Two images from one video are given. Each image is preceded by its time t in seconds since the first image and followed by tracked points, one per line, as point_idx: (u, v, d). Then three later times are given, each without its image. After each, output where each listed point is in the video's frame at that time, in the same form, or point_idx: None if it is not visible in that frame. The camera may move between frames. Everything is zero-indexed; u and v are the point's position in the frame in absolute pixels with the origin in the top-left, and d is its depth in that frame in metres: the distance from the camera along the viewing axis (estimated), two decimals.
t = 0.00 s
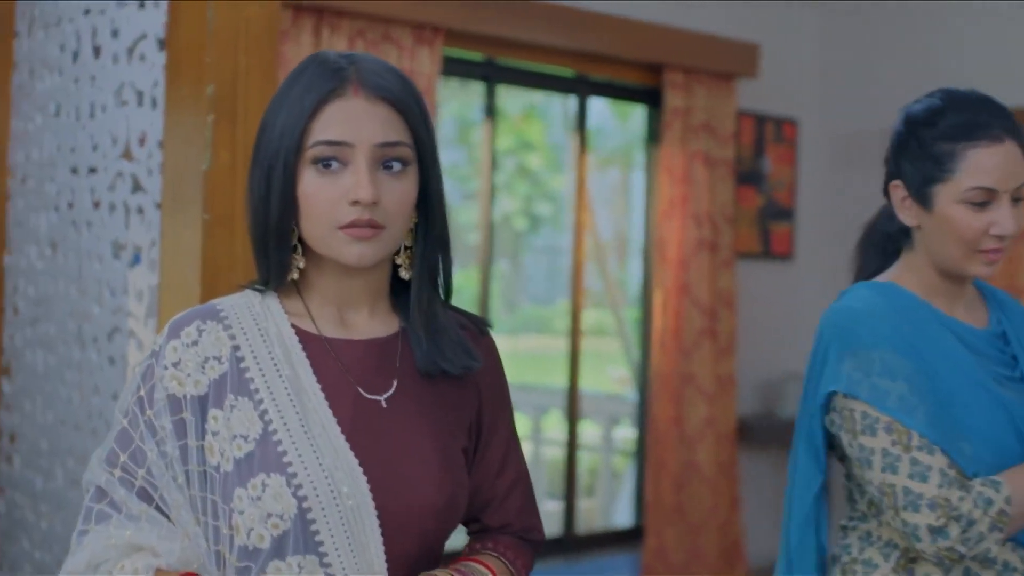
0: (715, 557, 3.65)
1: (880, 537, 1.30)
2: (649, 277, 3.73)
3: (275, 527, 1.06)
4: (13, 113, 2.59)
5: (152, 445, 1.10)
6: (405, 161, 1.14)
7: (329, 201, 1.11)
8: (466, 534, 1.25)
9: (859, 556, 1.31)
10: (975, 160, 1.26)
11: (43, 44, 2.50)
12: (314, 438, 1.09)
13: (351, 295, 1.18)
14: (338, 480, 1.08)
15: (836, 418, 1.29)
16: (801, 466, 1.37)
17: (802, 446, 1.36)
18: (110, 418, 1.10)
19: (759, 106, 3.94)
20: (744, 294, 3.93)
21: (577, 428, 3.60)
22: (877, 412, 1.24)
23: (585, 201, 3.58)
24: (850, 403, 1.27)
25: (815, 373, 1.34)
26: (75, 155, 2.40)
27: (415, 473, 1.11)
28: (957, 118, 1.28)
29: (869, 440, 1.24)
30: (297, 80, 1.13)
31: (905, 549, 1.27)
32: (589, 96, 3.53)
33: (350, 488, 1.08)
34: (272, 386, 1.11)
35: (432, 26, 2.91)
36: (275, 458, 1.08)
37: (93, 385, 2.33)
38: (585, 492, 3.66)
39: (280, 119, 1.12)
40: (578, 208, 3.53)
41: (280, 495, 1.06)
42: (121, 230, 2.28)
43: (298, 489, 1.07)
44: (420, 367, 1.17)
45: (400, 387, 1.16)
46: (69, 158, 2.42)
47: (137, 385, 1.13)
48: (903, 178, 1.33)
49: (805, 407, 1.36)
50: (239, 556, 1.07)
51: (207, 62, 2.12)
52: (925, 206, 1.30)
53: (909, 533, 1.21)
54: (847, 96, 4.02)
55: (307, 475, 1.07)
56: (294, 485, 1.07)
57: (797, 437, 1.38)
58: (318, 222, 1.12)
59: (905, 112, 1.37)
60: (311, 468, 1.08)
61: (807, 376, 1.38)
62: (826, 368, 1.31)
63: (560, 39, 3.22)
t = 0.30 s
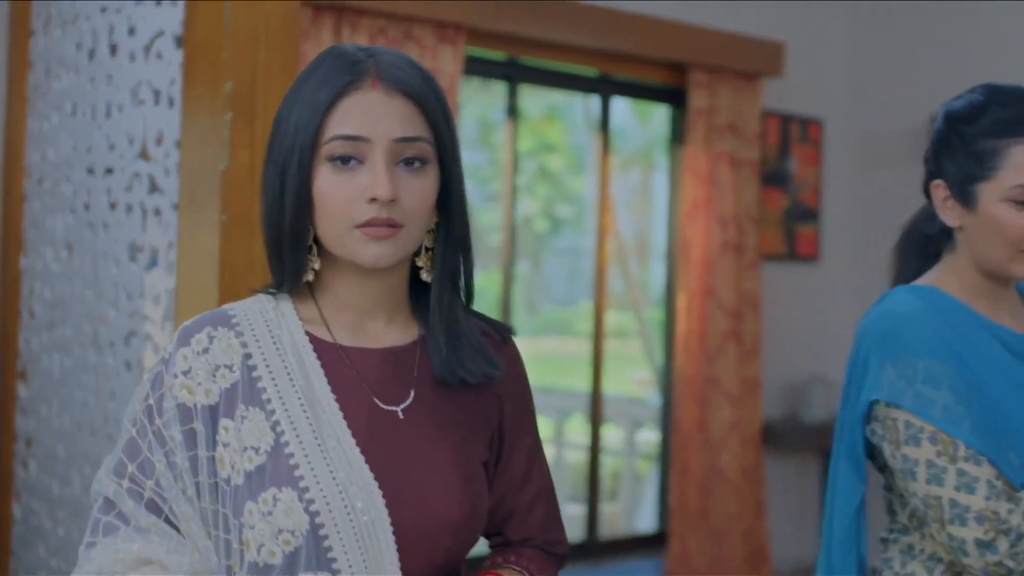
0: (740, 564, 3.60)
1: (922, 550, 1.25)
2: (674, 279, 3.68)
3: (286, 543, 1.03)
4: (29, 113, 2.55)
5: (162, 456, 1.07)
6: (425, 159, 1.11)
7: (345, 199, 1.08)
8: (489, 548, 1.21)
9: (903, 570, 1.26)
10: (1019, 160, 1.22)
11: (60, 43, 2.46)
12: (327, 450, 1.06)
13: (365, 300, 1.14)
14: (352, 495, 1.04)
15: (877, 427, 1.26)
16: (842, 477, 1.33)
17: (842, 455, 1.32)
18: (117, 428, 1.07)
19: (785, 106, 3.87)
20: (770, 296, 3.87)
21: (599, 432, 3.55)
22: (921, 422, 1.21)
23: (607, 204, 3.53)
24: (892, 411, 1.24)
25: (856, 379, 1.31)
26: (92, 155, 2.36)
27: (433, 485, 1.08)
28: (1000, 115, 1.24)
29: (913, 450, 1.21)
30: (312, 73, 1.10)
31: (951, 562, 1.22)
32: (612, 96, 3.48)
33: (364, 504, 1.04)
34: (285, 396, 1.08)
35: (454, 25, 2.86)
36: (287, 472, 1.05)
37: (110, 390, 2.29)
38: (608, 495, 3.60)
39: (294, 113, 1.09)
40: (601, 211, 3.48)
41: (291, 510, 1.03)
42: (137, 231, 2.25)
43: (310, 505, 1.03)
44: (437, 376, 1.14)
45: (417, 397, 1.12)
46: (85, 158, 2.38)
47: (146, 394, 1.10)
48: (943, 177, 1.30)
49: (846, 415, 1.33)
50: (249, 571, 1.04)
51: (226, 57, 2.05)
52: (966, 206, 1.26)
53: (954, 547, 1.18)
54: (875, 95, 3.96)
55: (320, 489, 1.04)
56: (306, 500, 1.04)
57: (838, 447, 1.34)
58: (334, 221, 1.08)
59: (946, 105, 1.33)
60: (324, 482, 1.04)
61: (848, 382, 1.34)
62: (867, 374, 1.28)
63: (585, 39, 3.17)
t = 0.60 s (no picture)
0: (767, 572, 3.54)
1: (967, 566, 1.19)
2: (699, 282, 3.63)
3: (301, 562, 0.99)
4: (46, 113, 2.52)
5: (172, 469, 1.03)
6: (446, 157, 1.06)
7: (363, 197, 1.03)
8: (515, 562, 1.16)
9: None
10: None
11: (77, 43, 2.42)
12: (342, 465, 1.02)
13: (383, 307, 1.10)
14: (369, 513, 1.01)
15: (920, 438, 1.21)
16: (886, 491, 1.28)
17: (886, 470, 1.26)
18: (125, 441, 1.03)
19: (812, 107, 3.80)
20: (797, 300, 3.80)
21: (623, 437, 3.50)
22: (968, 433, 1.16)
23: (632, 207, 3.47)
24: (937, 422, 1.18)
25: (898, 391, 1.26)
26: (108, 156, 2.32)
27: (453, 500, 1.03)
28: None
29: (959, 462, 1.16)
30: (329, 67, 1.06)
31: None
32: (636, 96, 3.42)
33: (380, 521, 1.01)
34: (298, 408, 1.04)
35: (477, 25, 2.81)
36: (300, 489, 1.01)
37: (127, 395, 2.25)
38: (632, 500, 3.54)
39: (310, 110, 1.05)
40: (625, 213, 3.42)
41: (305, 530, 1.00)
42: (154, 234, 2.20)
43: (325, 523, 1.00)
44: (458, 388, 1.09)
45: (437, 410, 1.08)
46: (102, 159, 2.34)
47: (156, 405, 1.06)
48: (987, 175, 1.24)
49: (887, 427, 1.28)
50: None
51: (245, 57, 1.99)
52: (1014, 206, 1.22)
53: (1004, 564, 1.13)
54: (903, 96, 3.89)
55: (335, 508, 1.00)
56: (321, 518, 1.00)
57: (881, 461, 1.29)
58: (351, 222, 1.04)
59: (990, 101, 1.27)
60: (340, 500, 1.01)
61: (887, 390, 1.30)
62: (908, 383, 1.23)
63: (609, 39, 3.12)
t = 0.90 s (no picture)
0: None
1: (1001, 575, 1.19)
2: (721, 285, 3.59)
3: None
4: (61, 114, 2.50)
5: (182, 479, 1.00)
6: (463, 156, 1.03)
7: (376, 197, 1.00)
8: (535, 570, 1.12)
9: None
10: None
11: (91, 43, 2.40)
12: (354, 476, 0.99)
13: (398, 310, 1.07)
14: (381, 526, 0.98)
15: (955, 444, 1.22)
16: (915, 501, 1.28)
17: (916, 477, 1.27)
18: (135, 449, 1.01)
19: (834, 108, 3.74)
20: (820, 302, 3.75)
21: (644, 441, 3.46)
22: (1004, 439, 1.16)
23: (652, 209, 3.43)
24: (974, 427, 1.19)
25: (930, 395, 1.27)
26: (124, 157, 2.29)
27: (469, 510, 1.00)
28: None
29: (995, 470, 1.16)
30: (344, 63, 1.03)
31: None
32: (655, 98, 3.39)
33: (393, 534, 0.98)
34: (310, 417, 1.01)
35: (497, 25, 2.78)
36: (311, 501, 0.98)
37: (142, 399, 2.22)
38: (653, 504, 3.50)
39: (323, 109, 1.02)
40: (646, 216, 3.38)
41: (315, 543, 0.97)
42: (169, 236, 2.18)
43: (336, 537, 0.97)
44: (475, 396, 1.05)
45: (454, 419, 1.04)
46: (117, 160, 2.31)
47: (166, 413, 1.03)
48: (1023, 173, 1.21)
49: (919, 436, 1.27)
50: None
51: (260, 55, 1.95)
52: None
53: None
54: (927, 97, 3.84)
55: (346, 521, 0.97)
56: (331, 531, 0.97)
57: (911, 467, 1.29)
58: (364, 223, 1.01)
59: None
60: (351, 513, 0.98)
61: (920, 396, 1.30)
62: (943, 388, 1.24)
63: (629, 40, 3.09)
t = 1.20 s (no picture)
0: None
1: None
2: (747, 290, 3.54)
3: None
4: (79, 118, 2.47)
5: (198, 492, 0.97)
6: (486, 157, 0.99)
7: (397, 198, 0.96)
8: None
9: None
10: None
11: (109, 44, 2.37)
12: (374, 488, 0.95)
13: (420, 316, 1.04)
14: (402, 542, 0.94)
15: (1001, 452, 1.45)
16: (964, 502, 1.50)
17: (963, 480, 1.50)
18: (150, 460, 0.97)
19: (861, 111, 3.69)
20: (846, 308, 3.70)
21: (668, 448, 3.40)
22: None
23: (677, 215, 3.37)
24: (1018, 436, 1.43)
25: (975, 407, 1.50)
26: (141, 161, 2.26)
27: (496, 525, 0.96)
28: None
29: None
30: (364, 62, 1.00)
31: None
32: (680, 101, 3.34)
33: (413, 549, 0.94)
34: (329, 428, 0.97)
35: (521, 27, 2.74)
36: (329, 515, 0.94)
37: (159, 407, 2.19)
38: (677, 512, 3.45)
39: (342, 109, 0.99)
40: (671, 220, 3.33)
41: (332, 560, 0.93)
42: (187, 241, 2.14)
43: (354, 553, 0.93)
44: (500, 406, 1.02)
45: (477, 427, 1.01)
46: (135, 165, 2.29)
47: (181, 423, 1.00)
48: None
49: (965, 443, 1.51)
50: None
51: (279, 56, 1.91)
52: None
53: None
54: (955, 100, 3.79)
55: (365, 536, 0.93)
56: (350, 547, 0.93)
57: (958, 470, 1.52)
58: (383, 225, 0.97)
59: None
60: (370, 528, 0.94)
61: (964, 409, 1.53)
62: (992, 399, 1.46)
63: (653, 41, 3.04)
